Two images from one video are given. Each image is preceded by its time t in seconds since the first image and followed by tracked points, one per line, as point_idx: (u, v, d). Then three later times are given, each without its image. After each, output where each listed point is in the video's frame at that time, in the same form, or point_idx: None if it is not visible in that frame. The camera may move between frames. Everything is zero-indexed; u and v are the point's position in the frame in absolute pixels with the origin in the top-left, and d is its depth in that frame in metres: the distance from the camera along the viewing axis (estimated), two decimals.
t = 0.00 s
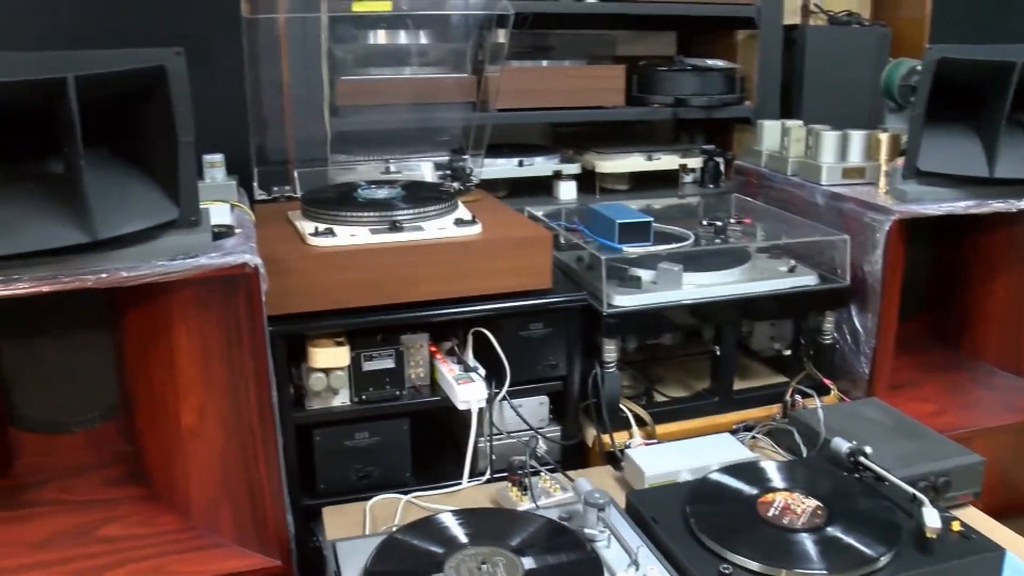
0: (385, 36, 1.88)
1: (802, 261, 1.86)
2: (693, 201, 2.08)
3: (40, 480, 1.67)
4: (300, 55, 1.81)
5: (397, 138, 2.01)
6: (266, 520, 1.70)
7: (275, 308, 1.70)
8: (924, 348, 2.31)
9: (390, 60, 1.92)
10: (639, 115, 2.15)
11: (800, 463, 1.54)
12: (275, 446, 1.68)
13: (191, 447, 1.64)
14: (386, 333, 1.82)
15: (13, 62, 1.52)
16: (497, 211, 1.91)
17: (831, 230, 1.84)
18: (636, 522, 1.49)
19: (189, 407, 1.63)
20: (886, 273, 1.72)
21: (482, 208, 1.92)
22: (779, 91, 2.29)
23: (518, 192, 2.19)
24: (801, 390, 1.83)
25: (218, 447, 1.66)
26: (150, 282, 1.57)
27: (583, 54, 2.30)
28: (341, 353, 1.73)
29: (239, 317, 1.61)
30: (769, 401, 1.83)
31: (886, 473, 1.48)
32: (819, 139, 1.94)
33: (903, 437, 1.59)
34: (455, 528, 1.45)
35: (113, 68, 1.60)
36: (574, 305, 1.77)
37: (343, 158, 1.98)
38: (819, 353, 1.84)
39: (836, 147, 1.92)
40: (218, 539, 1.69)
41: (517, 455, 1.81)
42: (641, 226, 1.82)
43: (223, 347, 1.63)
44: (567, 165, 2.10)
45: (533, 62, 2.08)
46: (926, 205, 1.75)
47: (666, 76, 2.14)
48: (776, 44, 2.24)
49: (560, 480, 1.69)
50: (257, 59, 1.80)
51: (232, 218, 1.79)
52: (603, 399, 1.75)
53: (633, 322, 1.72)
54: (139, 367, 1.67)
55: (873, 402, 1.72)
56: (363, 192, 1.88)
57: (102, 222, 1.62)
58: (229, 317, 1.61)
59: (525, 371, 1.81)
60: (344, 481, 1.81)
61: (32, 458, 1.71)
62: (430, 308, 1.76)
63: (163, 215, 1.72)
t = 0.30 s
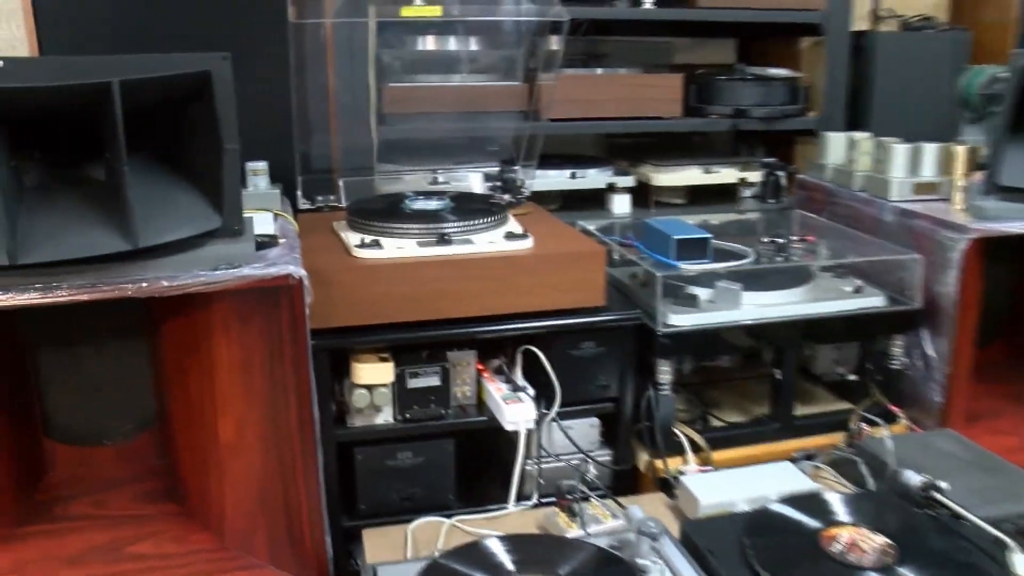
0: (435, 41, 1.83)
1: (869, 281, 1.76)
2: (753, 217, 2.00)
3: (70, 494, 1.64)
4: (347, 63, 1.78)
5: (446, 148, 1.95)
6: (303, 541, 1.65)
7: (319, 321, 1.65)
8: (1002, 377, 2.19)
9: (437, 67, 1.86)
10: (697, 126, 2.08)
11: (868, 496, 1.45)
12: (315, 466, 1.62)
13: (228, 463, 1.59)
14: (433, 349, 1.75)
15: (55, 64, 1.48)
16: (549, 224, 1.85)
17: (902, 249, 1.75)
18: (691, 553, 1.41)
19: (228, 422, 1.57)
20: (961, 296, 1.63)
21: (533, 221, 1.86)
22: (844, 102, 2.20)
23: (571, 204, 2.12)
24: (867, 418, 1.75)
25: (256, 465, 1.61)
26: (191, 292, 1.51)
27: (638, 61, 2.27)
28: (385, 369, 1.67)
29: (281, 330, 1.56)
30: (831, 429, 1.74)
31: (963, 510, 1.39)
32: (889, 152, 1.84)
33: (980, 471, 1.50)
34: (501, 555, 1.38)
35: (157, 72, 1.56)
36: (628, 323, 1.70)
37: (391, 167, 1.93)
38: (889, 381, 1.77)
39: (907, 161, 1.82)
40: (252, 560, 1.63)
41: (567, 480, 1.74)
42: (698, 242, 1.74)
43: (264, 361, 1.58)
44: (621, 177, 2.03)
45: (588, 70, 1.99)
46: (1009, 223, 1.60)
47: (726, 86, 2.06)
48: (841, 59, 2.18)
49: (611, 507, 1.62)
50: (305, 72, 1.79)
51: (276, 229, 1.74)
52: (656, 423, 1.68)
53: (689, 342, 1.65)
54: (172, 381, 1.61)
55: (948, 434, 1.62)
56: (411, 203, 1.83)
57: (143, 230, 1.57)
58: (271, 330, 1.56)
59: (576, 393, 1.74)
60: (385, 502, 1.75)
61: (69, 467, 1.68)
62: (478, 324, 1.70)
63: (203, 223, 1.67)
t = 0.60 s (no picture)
0: (459, 39, 1.72)
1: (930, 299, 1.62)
2: (802, 229, 1.87)
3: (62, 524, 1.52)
4: (366, 62, 1.66)
5: (470, 153, 1.83)
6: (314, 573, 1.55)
7: (334, 337, 1.56)
8: None
9: (463, 67, 1.77)
10: (743, 129, 1.95)
11: (931, 534, 1.31)
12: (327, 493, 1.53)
13: (234, 491, 1.49)
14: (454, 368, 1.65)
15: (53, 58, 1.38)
16: (581, 235, 1.73)
17: (966, 264, 1.63)
18: None
19: (234, 447, 1.47)
20: None
21: (563, 232, 1.74)
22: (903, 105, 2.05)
23: (603, 215, 2.00)
24: (928, 449, 1.61)
25: (264, 493, 1.50)
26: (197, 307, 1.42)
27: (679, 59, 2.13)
28: (403, 390, 1.57)
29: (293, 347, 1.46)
30: (885, 460, 1.60)
31: None
32: (953, 158, 1.71)
33: None
34: None
35: (163, 69, 1.45)
36: (665, 343, 1.59)
37: (410, 174, 1.81)
38: (952, 408, 1.62)
39: (974, 168, 1.69)
40: None
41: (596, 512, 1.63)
42: (741, 255, 1.61)
43: (274, 381, 1.48)
44: (658, 185, 1.91)
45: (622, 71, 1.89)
46: None
47: (772, 87, 1.95)
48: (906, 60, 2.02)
49: (645, 542, 1.49)
50: (319, 64, 1.64)
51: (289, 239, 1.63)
52: (693, 450, 1.56)
53: (729, 364, 1.53)
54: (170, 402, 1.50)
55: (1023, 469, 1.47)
56: (432, 212, 1.72)
57: (145, 239, 1.47)
58: (283, 348, 1.46)
59: (608, 417, 1.63)
60: (401, 531, 1.64)
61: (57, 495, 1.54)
62: (504, 341, 1.60)
63: (209, 234, 1.56)
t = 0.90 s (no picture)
0: (464, 33, 1.61)
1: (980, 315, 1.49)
2: (836, 237, 1.75)
3: (25, 559, 1.42)
4: (365, 60, 1.56)
5: (475, 155, 1.72)
6: None
7: (331, 355, 1.45)
8: None
9: (470, 64, 1.66)
10: (772, 129, 1.85)
11: None
12: (321, 517, 1.44)
13: (220, 518, 1.39)
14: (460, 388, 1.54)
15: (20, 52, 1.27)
16: (595, 244, 1.61)
17: (1018, 277, 1.51)
18: None
19: (221, 471, 1.38)
20: None
21: (577, 241, 1.62)
22: (951, 97, 1.94)
23: (618, 223, 1.89)
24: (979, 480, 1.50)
25: (253, 519, 1.41)
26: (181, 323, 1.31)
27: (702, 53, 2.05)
28: (404, 410, 1.46)
29: (285, 363, 1.37)
30: (927, 490, 1.48)
31: None
32: (1005, 159, 1.59)
33: None
34: None
35: (147, 65, 1.34)
36: (687, 360, 1.47)
37: (413, 179, 1.71)
38: (1006, 436, 1.51)
39: None
40: None
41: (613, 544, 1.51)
42: (769, 265, 1.49)
43: (264, 401, 1.38)
44: (677, 191, 1.79)
45: (640, 68, 1.78)
46: None
47: (802, 84, 1.83)
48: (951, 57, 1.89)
49: None
50: (315, 59, 1.51)
51: (280, 247, 1.52)
52: (716, 478, 1.45)
53: (754, 383, 1.44)
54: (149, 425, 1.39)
55: None
56: (436, 221, 1.61)
57: (127, 247, 1.35)
58: (274, 366, 1.37)
59: (625, 441, 1.51)
60: (401, 564, 1.52)
61: (25, 526, 1.46)
62: (513, 359, 1.49)
63: (196, 244, 1.44)
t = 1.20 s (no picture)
0: (464, 21, 1.53)
1: None
2: (867, 242, 1.63)
3: None
4: (358, 52, 1.46)
5: (476, 153, 1.61)
6: None
7: (320, 369, 1.34)
8: None
9: (471, 54, 1.56)
10: (794, 125, 1.75)
11: None
12: (308, 545, 1.33)
13: (199, 547, 1.28)
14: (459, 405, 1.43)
15: None
16: (605, 249, 1.50)
17: None
18: None
19: (200, 496, 1.27)
20: None
21: (585, 246, 1.51)
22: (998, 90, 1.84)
23: (630, 226, 1.78)
24: None
25: (235, 547, 1.30)
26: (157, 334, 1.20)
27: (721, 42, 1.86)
28: (398, 428, 1.35)
29: (272, 377, 1.26)
30: (972, 518, 1.36)
31: None
32: None
33: None
34: None
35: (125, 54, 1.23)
36: (705, 374, 1.36)
37: (409, 179, 1.60)
38: None
39: None
40: None
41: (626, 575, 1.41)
42: (794, 272, 1.38)
43: (247, 420, 1.27)
44: (693, 192, 1.68)
45: (655, 59, 1.69)
46: None
47: (831, 75, 1.73)
48: (1000, 47, 1.81)
49: None
50: (303, 51, 1.41)
51: (264, 252, 1.40)
52: (737, 501, 1.34)
53: (779, 400, 1.32)
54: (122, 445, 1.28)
55: None
56: (435, 225, 1.50)
57: (99, 254, 1.23)
58: (257, 382, 1.26)
59: (637, 462, 1.39)
60: None
61: None
62: (517, 373, 1.38)
63: (174, 248, 1.31)
